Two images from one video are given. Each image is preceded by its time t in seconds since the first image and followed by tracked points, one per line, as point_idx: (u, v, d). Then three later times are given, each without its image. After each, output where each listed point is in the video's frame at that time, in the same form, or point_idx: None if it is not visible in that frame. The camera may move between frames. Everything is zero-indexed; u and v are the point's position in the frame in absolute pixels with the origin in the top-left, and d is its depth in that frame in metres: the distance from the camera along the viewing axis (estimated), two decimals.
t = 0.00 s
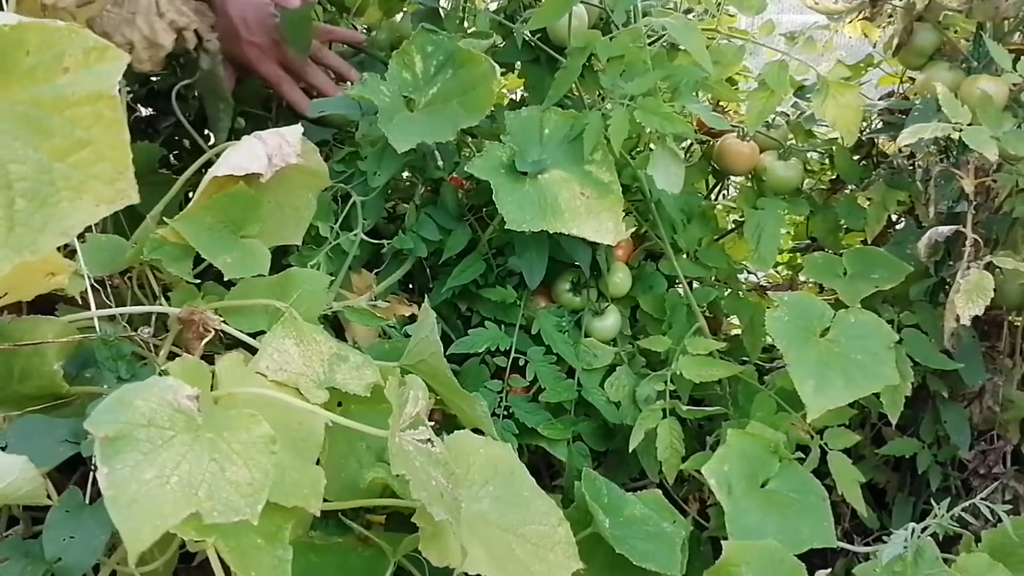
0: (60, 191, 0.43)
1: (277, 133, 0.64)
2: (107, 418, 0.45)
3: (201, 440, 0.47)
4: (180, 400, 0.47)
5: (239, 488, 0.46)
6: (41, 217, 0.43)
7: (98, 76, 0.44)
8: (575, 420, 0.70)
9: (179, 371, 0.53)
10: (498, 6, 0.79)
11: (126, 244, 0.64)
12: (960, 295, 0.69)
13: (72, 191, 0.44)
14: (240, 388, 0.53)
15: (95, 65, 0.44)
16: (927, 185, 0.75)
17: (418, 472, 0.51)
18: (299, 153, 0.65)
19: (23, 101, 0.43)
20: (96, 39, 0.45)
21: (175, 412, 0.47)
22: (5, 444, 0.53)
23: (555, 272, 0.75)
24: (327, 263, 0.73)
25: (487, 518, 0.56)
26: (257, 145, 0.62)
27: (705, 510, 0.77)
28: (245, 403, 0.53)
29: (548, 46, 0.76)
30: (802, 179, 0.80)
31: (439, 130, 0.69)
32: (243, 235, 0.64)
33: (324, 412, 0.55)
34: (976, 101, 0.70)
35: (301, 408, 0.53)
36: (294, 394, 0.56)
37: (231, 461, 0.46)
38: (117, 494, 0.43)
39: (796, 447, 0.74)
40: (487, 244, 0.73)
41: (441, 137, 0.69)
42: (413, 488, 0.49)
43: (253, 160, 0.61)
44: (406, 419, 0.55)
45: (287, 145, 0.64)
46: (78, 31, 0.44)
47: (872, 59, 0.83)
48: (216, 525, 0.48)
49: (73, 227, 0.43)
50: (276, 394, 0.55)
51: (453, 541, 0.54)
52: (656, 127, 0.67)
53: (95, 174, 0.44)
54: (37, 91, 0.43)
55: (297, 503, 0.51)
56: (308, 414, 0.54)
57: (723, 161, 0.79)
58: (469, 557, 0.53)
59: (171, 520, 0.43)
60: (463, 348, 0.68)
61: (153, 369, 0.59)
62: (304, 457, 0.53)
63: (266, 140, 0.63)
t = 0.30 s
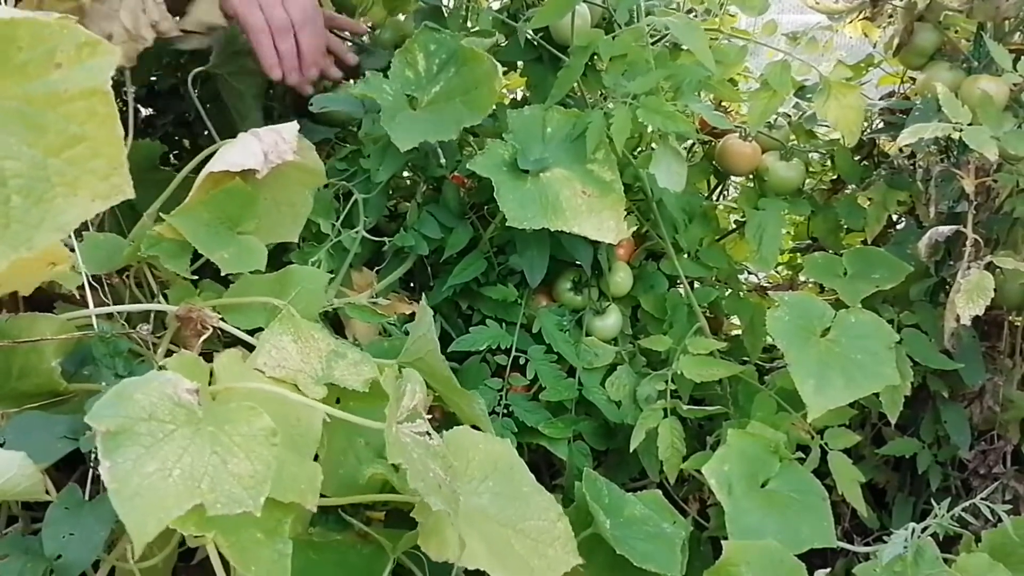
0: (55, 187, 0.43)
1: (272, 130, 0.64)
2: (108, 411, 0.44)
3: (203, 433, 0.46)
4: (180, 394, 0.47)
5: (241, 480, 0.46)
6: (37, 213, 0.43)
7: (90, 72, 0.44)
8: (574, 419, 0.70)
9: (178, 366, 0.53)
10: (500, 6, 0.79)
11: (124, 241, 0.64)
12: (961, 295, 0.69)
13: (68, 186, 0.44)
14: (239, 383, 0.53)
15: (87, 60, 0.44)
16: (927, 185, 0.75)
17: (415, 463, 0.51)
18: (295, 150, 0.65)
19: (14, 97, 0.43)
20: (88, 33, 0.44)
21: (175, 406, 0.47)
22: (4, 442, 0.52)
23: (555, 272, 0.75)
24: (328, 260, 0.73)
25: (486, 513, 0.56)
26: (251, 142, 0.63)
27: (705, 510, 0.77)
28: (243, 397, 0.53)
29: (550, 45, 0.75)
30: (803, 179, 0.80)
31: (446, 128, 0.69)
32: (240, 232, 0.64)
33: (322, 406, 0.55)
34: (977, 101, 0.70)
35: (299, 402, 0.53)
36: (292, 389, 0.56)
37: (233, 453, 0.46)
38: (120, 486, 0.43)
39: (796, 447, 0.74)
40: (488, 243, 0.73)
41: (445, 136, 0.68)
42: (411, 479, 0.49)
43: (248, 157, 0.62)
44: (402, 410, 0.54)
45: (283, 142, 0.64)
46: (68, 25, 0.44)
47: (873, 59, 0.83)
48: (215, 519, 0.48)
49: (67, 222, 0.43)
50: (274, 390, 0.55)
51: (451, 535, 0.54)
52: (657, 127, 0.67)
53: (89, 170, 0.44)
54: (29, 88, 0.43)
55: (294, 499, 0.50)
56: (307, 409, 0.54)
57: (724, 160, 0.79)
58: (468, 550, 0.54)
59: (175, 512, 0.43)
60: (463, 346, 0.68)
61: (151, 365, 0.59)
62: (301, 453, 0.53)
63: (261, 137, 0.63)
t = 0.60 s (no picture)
0: (51, 186, 0.44)
1: (275, 130, 0.64)
2: (113, 412, 0.45)
3: (207, 436, 0.47)
4: (184, 397, 0.48)
5: (246, 483, 0.46)
6: (32, 211, 0.43)
7: (89, 70, 0.43)
8: (574, 419, 0.70)
9: (181, 369, 0.53)
10: (499, 6, 0.79)
11: (128, 242, 0.64)
12: (960, 295, 0.69)
13: (65, 185, 0.44)
14: (242, 388, 0.53)
15: (86, 58, 0.44)
16: (926, 185, 0.75)
17: (416, 476, 0.51)
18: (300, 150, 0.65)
19: (12, 96, 0.43)
20: (86, 32, 0.44)
21: (180, 409, 0.47)
22: (5, 443, 0.53)
23: (555, 272, 0.75)
24: (328, 261, 0.73)
25: (486, 519, 0.56)
26: (256, 141, 0.63)
27: (705, 510, 0.77)
28: (248, 402, 0.53)
29: (548, 45, 0.76)
30: (802, 180, 0.80)
31: (443, 128, 0.69)
32: (245, 231, 0.64)
33: (323, 411, 0.55)
34: (976, 101, 0.70)
35: (301, 408, 0.54)
36: (296, 394, 0.56)
37: (237, 457, 0.46)
38: (125, 487, 0.43)
39: (796, 447, 0.74)
40: (487, 244, 0.73)
41: (440, 135, 0.68)
42: (409, 490, 0.49)
43: (252, 156, 0.62)
44: (405, 421, 0.55)
45: (287, 141, 0.64)
46: (67, 25, 0.44)
47: (872, 59, 0.83)
48: (217, 521, 0.48)
49: (63, 223, 0.44)
50: (277, 393, 0.55)
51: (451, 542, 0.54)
52: (654, 127, 0.67)
53: (86, 169, 0.44)
54: (27, 86, 0.43)
55: (298, 500, 0.51)
56: (308, 414, 0.54)
57: (723, 161, 0.79)
58: (467, 558, 0.54)
59: (180, 514, 0.43)
60: (461, 348, 0.68)
61: (155, 368, 0.59)
62: (304, 455, 0.53)
63: (266, 137, 0.63)
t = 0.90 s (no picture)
0: (46, 175, 0.43)
1: (278, 132, 0.64)
2: (111, 423, 0.45)
3: (205, 443, 0.47)
4: (182, 404, 0.48)
5: (246, 489, 0.46)
6: (26, 202, 0.43)
7: (78, 56, 0.43)
8: (572, 416, 0.70)
9: (181, 373, 0.53)
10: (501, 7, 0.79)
11: (126, 242, 0.64)
12: (960, 295, 0.69)
13: (59, 174, 0.43)
14: (243, 389, 0.54)
15: (75, 44, 0.43)
16: (927, 185, 0.75)
17: (413, 479, 0.51)
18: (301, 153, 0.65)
19: (3, 84, 0.42)
20: (75, 18, 0.43)
21: (178, 416, 0.47)
22: (5, 446, 0.53)
23: (555, 269, 0.75)
24: (329, 255, 0.73)
25: (487, 518, 0.56)
26: (258, 145, 0.63)
27: (705, 509, 0.77)
28: (246, 403, 0.53)
29: (550, 44, 0.76)
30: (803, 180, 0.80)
31: (447, 132, 0.69)
32: (245, 236, 0.64)
33: (324, 413, 0.55)
34: (976, 101, 0.70)
35: (301, 410, 0.54)
36: (296, 395, 0.56)
37: (236, 463, 0.47)
38: (124, 498, 0.43)
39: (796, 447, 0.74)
40: (487, 240, 0.74)
41: (444, 140, 0.68)
42: (406, 495, 0.50)
43: (253, 161, 0.62)
44: (402, 423, 0.54)
45: (288, 145, 0.64)
46: (55, 12, 0.43)
47: (872, 59, 0.83)
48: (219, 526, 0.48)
49: (60, 212, 0.43)
50: (277, 394, 0.55)
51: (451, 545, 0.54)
52: (655, 125, 0.67)
53: (80, 156, 0.43)
54: (16, 74, 0.42)
55: (299, 502, 0.51)
56: (308, 417, 0.54)
57: (725, 161, 0.79)
58: (469, 558, 0.54)
59: (180, 524, 0.43)
60: (459, 342, 0.69)
61: (155, 369, 0.59)
62: (304, 457, 0.53)
63: (267, 140, 0.63)
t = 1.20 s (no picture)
0: (51, 175, 0.43)
1: (278, 133, 0.64)
2: (107, 418, 0.44)
3: (201, 441, 0.47)
4: (180, 402, 0.48)
5: (240, 488, 0.46)
6: (33, 203, 0.43)
7: (79, 57, 0.43)
8: (571, 415, 0.70)
9: (182, 374, 0.53)
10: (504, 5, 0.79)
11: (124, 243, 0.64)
12: (959, 295, 0.69)
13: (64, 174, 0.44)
14: (243, 392, 0.53)
15: (76, 44, 0.44)
16: (926, 185, 0.75)
17: (419, 481, 0.51)
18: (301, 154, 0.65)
19: (5, 87, 0.43)
20: (75, 18, 0.44)
21: (175, 414, 0.47)
22: (4, 449, 0.52)
23: (555, 268, 0.75)
24: (332, 254, 0.73)
25: (486, 517, 0.56)
26: (257, 147, 0.63)
27: (705, 510, 0.76)
28: (246, 406, 0.53)
29: (550, 43, 0.76)
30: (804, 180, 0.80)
31: (434, 129, 0.70)
32: (245, 238, 0.64)
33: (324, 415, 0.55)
34: (976, 101, 0.70)
35: (302, 412, 0.54)
36: (297, 396, 0.56)
37: (231, 461, 0.46)
38: (117, 494, 0.43)
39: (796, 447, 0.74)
40: (488, 239, 0.74)
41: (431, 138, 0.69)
42: (412, 496, 0.49)
43: (253, 163, 0.62)
44: (406, 424, 0.54)
45: (288, 146, 0.64)
46: (55, 12, 0.44)
47: (872, 59, 0.83)
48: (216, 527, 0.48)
49: (65, 212, 0.44)
50: (278, 395, 0.55)
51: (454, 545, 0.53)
52: (653, 124, 0.67)
53: (85, 155, 0.44)
54: (18, 76, 0.43)
55: (299, 505, 0.51)
56: (309, 418, 0.54)
57: (725, 160, 0.79)
58: (469, 559, 0.53)
59: (170, 520, 0.43)
60: (459, 341, 0.68)
61: (156, 371, 0.59)
62: (306, 458, 0.53)
63: (267, 142, 0.64)
